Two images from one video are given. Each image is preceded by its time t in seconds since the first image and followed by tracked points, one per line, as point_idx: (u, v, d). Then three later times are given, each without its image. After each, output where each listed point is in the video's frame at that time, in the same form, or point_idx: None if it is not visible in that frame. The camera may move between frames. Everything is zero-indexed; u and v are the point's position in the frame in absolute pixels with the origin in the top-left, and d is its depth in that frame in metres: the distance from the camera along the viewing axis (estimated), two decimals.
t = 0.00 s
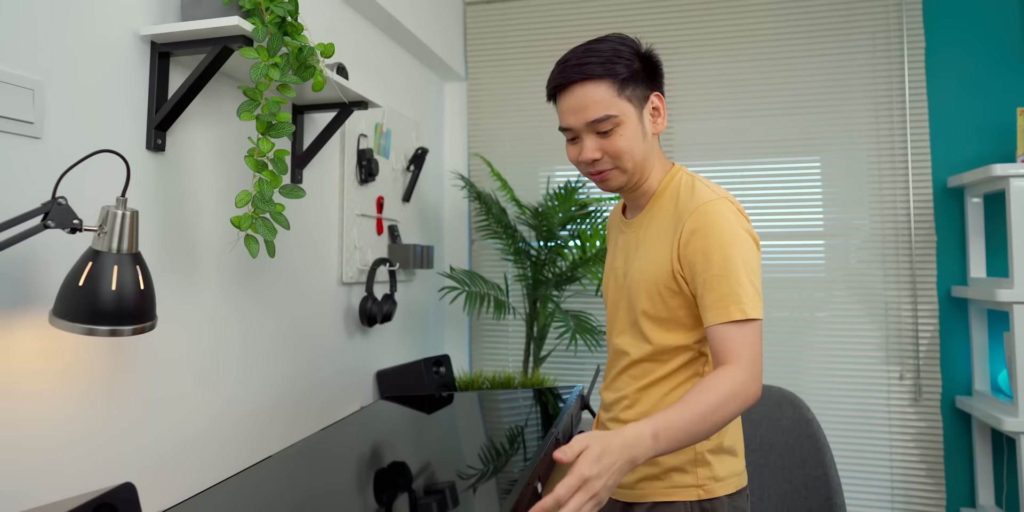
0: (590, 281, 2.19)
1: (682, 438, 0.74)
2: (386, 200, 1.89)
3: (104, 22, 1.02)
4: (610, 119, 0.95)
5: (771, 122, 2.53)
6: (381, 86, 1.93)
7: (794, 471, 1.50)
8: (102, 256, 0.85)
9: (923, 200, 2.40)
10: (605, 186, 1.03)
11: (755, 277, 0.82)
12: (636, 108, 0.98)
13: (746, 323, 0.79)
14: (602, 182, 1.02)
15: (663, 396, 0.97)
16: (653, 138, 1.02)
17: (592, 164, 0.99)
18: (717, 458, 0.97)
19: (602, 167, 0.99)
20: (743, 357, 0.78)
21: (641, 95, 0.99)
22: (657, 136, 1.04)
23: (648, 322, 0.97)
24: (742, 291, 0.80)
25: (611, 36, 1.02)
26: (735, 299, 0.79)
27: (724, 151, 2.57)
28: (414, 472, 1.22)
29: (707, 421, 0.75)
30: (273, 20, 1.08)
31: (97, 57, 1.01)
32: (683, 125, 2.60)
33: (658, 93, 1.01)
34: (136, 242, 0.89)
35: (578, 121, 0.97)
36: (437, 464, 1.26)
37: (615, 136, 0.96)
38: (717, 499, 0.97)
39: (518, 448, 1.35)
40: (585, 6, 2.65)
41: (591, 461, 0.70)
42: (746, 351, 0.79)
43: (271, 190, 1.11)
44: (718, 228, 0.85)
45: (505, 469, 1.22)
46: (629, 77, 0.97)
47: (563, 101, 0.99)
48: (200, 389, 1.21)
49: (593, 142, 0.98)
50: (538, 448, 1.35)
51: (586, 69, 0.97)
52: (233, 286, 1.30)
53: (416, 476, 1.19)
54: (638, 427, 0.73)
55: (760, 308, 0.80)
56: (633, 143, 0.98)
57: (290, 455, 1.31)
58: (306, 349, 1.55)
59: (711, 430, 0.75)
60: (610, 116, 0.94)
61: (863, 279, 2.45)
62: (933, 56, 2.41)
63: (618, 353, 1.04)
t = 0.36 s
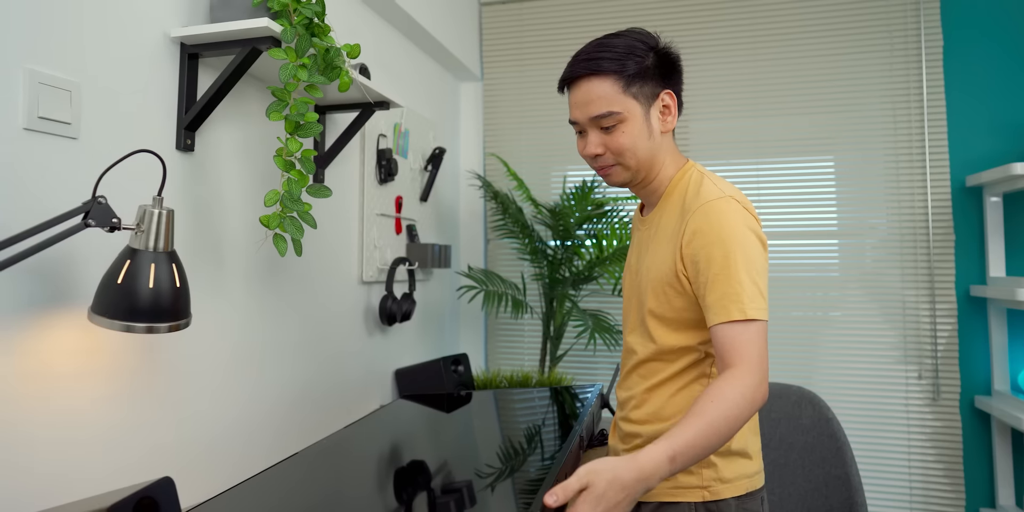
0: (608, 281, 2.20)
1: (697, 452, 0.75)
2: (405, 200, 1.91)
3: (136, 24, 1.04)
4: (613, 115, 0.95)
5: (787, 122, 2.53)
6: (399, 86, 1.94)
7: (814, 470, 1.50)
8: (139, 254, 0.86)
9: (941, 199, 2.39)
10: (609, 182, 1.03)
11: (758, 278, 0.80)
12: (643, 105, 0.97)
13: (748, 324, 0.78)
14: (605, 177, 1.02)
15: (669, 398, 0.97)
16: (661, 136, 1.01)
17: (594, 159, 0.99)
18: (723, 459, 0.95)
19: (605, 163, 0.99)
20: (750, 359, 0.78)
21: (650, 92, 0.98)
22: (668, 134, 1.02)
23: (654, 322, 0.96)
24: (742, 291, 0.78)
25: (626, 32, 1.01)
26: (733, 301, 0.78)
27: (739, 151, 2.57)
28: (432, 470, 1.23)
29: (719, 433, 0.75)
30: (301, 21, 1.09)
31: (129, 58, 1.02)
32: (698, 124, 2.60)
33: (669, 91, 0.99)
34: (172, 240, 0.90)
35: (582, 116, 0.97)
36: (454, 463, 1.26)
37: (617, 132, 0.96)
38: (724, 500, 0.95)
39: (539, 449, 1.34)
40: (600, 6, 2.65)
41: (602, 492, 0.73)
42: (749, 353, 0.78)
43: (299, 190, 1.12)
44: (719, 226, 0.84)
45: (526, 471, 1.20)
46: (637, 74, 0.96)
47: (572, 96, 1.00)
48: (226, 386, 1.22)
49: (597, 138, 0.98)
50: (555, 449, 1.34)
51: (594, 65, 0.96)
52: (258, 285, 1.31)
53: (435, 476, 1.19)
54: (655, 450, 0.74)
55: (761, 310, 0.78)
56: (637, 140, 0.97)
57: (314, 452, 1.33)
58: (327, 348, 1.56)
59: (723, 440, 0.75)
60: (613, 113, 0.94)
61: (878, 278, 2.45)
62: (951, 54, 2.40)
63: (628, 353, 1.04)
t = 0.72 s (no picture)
0: (625, 280, 2.20)
1: (669, 440, 0.64)
2: (423, 199, 1.92)
3: (163, 24, 1.04)
4: (596, 119, 0.93)
5: (805, 120, 2.51)
6: (415, 85, 1.95)
7: (835, 471, 1.49)
8: (170, 252, 0.87)
9: (962, 198, 2.37)
10: (613, 185, 1.01)
11: (754, 272, 0.71)
12: (628, 109, 0.93)
13: (745, 315, 0.68)
14: (608, 181, 1.01)
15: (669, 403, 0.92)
16: (655, 137, 0.95)
17: (590, 163, 0.98)
18: (720, 466, 0.91)
19: (597, 166, 0.98)
20: (754, 346, 0.67)
21: (636, 94, 0.93)
22: (666, 132, 0.96)
23: (652, 323, 0.91)
24: (734, 284, 0.70)
25: (623, 31, 0.97)
26: (723, 294, 0.70)
27: (756, 150, 2.56)
28: (451, 468, 1.23)
29: (705, 419, 0.64)
30: (326, 21, 1.10)
31: (157, 60, 1.03)
32: (715, 123, 2.59)
33: (660, 91, 0.93)
34: (201, 239, 0.91)
35: (573, 121, 0.97)
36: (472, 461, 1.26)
37: (602, 137, 0.94)
38: (721, 508, 0.92)
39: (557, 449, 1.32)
40: (616, 5, 2.65)
41: (553, 467, 0.65)
42: (751, 340, 0.67)
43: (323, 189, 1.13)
44: (713, 219, 0.76)
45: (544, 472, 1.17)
46: (619, 77, 0.92)
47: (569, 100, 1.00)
48: (250, 385, 1.23)
49: (588, 142, 0.97)
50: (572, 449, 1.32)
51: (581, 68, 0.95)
52: (280, 285, 1.32)
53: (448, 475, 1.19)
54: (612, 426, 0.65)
55: (758, 304, 0.69)
56: (623, 143, 0.94)
57: (336, 450, 1.33)
58: (347, 347, 1.57)
59: (706, 431, 0.64)
60: (595, 117, 0.92)
61: (895, 278, 2.43)
62: (973, 53, 2.38)
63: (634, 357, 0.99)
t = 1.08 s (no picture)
0: (640, 281, 2.20)
1: (551, 444, 0.70)
2: (439, 200, 1.93)
3: (186, 29, 1.05)
4: (580, 129, 1.01)
5: (823, 120, 2.50)
6: (431, 87, 1.97)
7: (855, 473, 1.48)
8: (196, 255, 0.88)
9: (982, 198, 2.36)
10: (609, 189, 1.07)
11: (695, 273, 0.76)
12: (610, 116, 0.98)
13: (676, 313, 0.74)
14: (602, 186, 1.06)
15: (680, 406, 0.99)
16: (639, 143, 0.98)
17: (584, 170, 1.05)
18: (730, 474, 0.94)
19: (590, 172, 1.04)
20: (659, 344, 0.72)
21: (617, 101, 0.97)
22: (653, 138, 0.98)
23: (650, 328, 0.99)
24: (676, 286, 0.75)
25: (614, 40, 1.00)
26: (662, 295, 0.75)
27: (772, 150, 2.54)
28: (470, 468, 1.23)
29: (590, 421, 0.70)
30: (346, 24, 1.10)
31: (181, 64, 1.04)
32: (732, 124, 2.58)
33: (638, 98, 0.95)
34: (226, 242, 0.92)
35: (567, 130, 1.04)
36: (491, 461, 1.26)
37: (588, 145, 1.01)
38: None
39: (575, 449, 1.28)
40: (632, 5, 2.67)
41: (445, 484, 0.74)
42: (663, 338, 0.72)
43: (344, 191, 1.13)
44: (677, 226, 0.81)
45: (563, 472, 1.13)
46: (599, 87, 0.97)
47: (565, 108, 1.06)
48: (270, 386, 1.24)
49: (581, 149, 1.03)
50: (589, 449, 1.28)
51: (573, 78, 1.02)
52: (301, 286, 1.33)
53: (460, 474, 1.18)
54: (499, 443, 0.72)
55: (690, 305, 0.74)
56: (606, 150, 0.99)
57: (356, 448, 1.34)
58: (365, 347, 1.57)
59: (594, 429, 0.69)
60: (577, 126, 0.99)
61: (910, 279, 2.42)
62: (993, 54, 2.37)
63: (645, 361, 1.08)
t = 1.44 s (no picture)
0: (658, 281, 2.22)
1: (571, 431, 0.74)
2: (453, 201, 1.93)
3: (207, 30, 1.06)
4: (575, 129, 1.07)
5: (840, 121, 2.56)
6: (447, 89, 1.99)
7: (872, 475, 1.46)
8: (220, 254, 0.88)
9: (1001, 200, 2.40)
10: (594, 192, 1.13)
11: (690, 261, 0.82)
12: (604, 118, 1.06)
13: (673, 298, 0.80)
14: (588, 188, 1.13)
15: (679, 399, 1.05)
16: (631, 144, 1.07)
17: (572, 171, 1.12)
18: (731, 464, 1.00)
19: (580, 174, 1.11)
20: (658, 327, 0.78)
21: (612, 104, 1.06)
22: (642, 141, 1.07)
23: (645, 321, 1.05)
24: (673, 272, 0.81)
25: (607, 54, 1.10)
26: (659, 282, 0.81)
27: (784, 150, 2.61)
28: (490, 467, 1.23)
29: (605, 402, 0.74)
30: (366, 26, 1.11)
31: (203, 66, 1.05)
32: (746, 123, 2.64)
33: (633, 101, 1.05)
34: (249, 242, 0.92)
35: (558, 133, 1.11)
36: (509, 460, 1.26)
37: (582, 145, 1.08)
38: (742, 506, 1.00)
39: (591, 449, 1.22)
40: (649, 5, 2.73)
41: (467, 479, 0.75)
42: (662, 321, 0.78)
43: (364, 191, 1.14)
44: (670, 218, 0.88)
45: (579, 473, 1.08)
46: (597, 88, 1.06)
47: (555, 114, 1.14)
48: (292, 384, 1.26)
49: (571, 152, 1.10)
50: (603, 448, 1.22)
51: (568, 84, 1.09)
52: (321, 286, 1.35)
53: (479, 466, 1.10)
54: (521, 438, 0.75)
55: (687, 290, 0.80)
56: (599, 150, 1.06)
57: (378, 446, 1.35)
58: (382, 346, 1.59)
59: (613, 413, 0.74)
60: (573, 126, 1.06)
61: (926, 279, 2.48)
62: (1011, 56, 2.41)
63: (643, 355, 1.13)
